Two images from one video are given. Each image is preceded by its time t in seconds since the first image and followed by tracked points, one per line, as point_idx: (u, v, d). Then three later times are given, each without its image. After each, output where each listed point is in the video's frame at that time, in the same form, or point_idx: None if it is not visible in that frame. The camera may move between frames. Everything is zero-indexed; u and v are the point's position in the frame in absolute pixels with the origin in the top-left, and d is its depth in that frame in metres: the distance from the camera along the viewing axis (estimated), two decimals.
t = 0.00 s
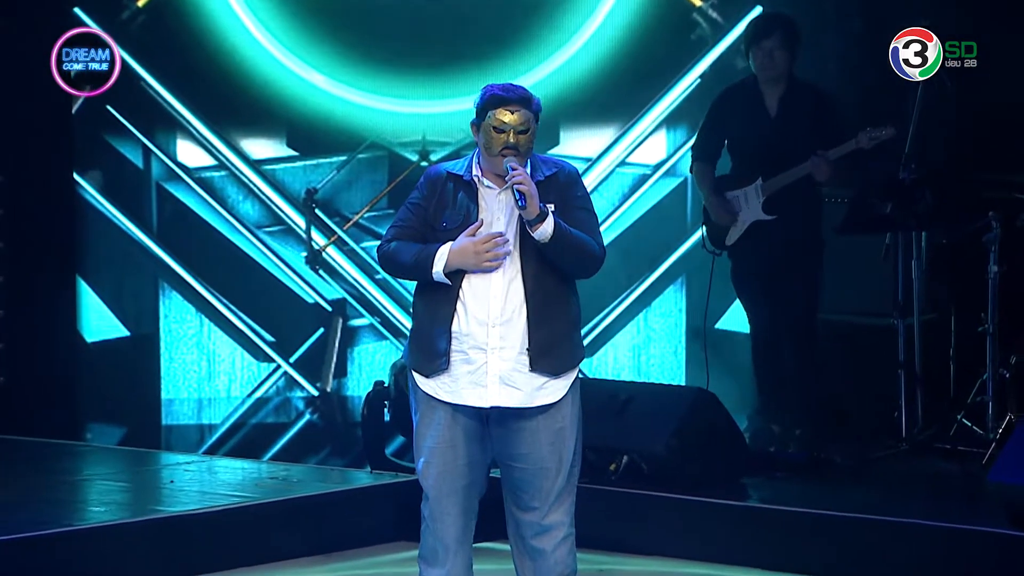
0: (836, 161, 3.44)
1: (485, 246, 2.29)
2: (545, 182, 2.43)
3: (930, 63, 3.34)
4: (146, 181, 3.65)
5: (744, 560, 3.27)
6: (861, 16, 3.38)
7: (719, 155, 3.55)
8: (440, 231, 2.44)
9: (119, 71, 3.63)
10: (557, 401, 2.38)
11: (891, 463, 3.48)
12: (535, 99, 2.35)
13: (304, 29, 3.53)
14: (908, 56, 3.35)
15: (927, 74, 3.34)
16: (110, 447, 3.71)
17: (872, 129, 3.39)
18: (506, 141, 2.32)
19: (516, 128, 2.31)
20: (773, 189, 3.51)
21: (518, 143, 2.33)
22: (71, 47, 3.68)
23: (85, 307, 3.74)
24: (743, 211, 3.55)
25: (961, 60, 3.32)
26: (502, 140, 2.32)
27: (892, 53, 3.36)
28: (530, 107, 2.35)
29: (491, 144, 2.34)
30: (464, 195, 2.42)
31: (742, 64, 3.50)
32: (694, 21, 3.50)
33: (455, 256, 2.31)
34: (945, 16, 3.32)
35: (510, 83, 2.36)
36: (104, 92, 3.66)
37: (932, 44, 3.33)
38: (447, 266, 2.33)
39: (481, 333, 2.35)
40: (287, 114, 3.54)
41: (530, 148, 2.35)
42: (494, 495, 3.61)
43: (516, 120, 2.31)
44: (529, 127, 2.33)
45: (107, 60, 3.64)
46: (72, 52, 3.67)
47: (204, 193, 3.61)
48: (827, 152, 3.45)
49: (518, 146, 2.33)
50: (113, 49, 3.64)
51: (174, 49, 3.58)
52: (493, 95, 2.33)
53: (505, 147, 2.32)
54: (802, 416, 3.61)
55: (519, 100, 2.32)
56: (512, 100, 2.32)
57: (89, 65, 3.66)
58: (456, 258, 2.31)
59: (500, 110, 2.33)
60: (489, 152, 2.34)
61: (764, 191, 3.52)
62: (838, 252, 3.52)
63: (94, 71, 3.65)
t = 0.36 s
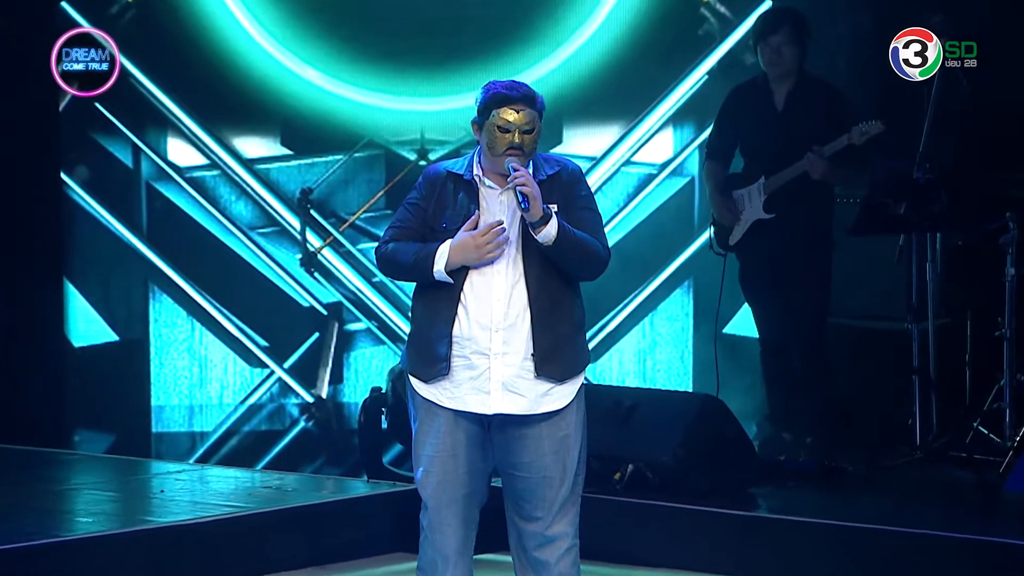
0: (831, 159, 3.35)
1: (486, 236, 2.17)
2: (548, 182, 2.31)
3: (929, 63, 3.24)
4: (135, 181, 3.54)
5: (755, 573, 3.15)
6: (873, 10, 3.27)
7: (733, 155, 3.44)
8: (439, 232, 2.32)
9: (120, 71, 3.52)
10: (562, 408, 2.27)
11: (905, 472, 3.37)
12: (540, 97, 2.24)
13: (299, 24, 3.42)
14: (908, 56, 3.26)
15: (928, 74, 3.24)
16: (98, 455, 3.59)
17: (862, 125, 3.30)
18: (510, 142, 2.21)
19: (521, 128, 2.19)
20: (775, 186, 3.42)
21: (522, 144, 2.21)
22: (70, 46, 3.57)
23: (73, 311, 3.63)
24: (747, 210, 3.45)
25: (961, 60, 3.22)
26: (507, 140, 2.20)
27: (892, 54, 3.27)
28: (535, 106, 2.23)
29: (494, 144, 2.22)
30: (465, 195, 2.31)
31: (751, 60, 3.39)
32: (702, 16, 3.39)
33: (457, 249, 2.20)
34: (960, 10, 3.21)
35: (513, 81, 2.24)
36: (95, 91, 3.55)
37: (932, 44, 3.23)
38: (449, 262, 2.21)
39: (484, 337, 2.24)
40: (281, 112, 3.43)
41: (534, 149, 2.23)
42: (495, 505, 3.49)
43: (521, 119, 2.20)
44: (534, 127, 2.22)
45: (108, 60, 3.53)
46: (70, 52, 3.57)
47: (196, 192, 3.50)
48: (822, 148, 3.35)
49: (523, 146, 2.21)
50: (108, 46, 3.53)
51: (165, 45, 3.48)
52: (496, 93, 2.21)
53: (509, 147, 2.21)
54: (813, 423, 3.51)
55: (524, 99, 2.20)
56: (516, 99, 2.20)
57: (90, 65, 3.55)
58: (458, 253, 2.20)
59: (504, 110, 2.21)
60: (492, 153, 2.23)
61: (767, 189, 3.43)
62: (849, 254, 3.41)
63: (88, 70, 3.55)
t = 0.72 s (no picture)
0: (839, 161, 3.23)
1: (493, 253, 2.07)
2: (556, 182, 2.20)
3: (930, 63, 3.15)
4: (124, 182, 3.43)
5: None
6: (885, 5, 3.16)
7: (745, 157, 3.33)
8: (444, 236, 2.21)
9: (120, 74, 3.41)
10: (568, 415, 2.16)
11: (920, 482, 3.25)
12: (551, 92, 2.15)
13: (293, 21, 3.32)
14: (908, 56, 3.16)
15: (928, 74, 3.15)
16: (85, 465, 3.48)
17: (872, 127, 3.19)
18: (521, 134, 2.11)
19: (534, 120, 2.10)
20: (783, 188, 3.30)
21: (534, 136, 2.12)
22: (71, 46, 3.47)
23: (60, 316, 3.53)
24: (755, 213, 3.34)
25: (961, 60, 3.12)
26: (519, 132, 2.10)
27: (892, 54, 3.17)
28: (546, 100, 2.15)
29: (505, 135, 2.11)
30: (470, 198, 2.19)
31: (758, 58, 3.28)
32: (709, 11, 3.29)
33: (462, 263, 2.09)
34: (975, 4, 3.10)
35: (525, 73, 2.16)
36: (86, 90, 3.45)
37: (932, 44, 3.13)
38: (453, 275, 2.10)
39: (488, 342, 2.13)
40: (275, 111, 3.33)
41: (545, 144, 2.14)
42: (495, 517, 3.38)
43: (533, 111, 2.11)
44: (546, 120, 2.12)
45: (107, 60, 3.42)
46: (72, 51, 3.46)
47: (187, 194, 3.39)
48: (829, 150, 3.24)
49: (534, 139, 2.12)
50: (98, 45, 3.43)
51: (156, 43, 3.38)
52: (509, 84, 2.12)
53: (521, 140, 2.11)
54: (824, 432, 3.40)
55: (537, 91, 2.12)
56: (529, 90, 2.12)
57: (90, 66, 3.44)
58: (463, 267, 2.09)
59: (516, 100, 2.11)
60: (502, 144, 2.12)
61: (775, 191, 3.31)
62: (861, 258, 3.30)
63: (83, 69, 3.45)
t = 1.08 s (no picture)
0: (854, 161, 3.13)
1: (500, 256, 1.97)
2: (563, 183, 2.11)
3: (928, 64, 3.06)
4: (113, 183, 3.33)
5: None
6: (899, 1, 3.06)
7: (752, 159, 3.24)
8: (446, 238, 2.10)
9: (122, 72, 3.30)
10: (574, 424, 2.06)
11: (935, 493, 3.13)
12: (558, 93, 2.07)
13: (288, 17, 3.22)
14: (908, 56, 3.07)
15: (927, 74, 3.06)
16: (73, 475, 3.38)
17: (890, 126, 3.05)
18: (526, 134, 2.01)
19: (539, 119, 2.01)
20: (795, 190, 3.18)
21: (538, 137, 2.02)
22: (71, 46, 3.36)
23: (47, 322, 3.43)
24: (765, 214, 3.23)
25: (961, 61, 3.03)
26: (523, 132, 2.01)
27: (892, 54, 3.08)
28: (553, 100, 2.06)
29: (508, 135, 2.02)
30: (474, 200, 2.09)
31: (770, 54, 3.18)
32: (718, 7, 3.19)
33: (467, 266, 1.98)
34: None
35: (530, 73, 2.08)
36: (79, 90, 3.35)
37: (931, 44, 3.04)
38: (457, 278, 2.00)
39: (492, 347, 2.03)
40: (269, 110, 3.23)
41: (551, 145, 2.04)
42: (497, 531, 3.27)
43: (538, 111, 2.02)
44: (552, 120, 2.03)
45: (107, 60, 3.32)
46: (75, 51, 3.35)
47: (177, 195, 3.29)
48: (845, 151, 3.13)
49: (539, 140, 2.02)
50: (92, 46, 3.33)
51: (146, 41, 3.28)
52: (513, 83, 2.03)
53: (525, 140, 2.01)
54: (835, 441, 3.29)
55: (542, 90, 2.03)
56: (535, 89, 2.03)
57: (90, 66, 3.34)
58: (467, 270, 1.99)
59: (521, 100, 2.02)
60: (506, 144, 2.02)
61: (785, 193, 3.19)
62: (873, 262, 3.20)
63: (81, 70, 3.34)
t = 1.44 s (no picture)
0: (869, 161, 3.03)
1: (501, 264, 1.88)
2: (564, 188, 2.00)
3: (929, 64, 2.98)
4: (102, 184, 3.24)
5: None
6: None
7: (758, 159, 3.14)
8: (445, 243, 2.01)
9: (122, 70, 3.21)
10: (575, 434, 1.96)
11: (948, 505, 3.05)
12: (560, 92, 1.97)
13: (282, 13, 3.13)
14: (907, 57, 2.99)
15: (928, 73, 2.98)
16: (60, 486, 3.28)
17: (906, 124, 2.99)
18: (527, 135, 1.91)
19: (540, 120, 1.91)
20: (805, 193, 3.10)
21: (540, 138, 1.92)
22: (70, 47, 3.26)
23: (33, 327, 3.33)
24: (774, 216, 3.14)
25: (961, 61, 2.96)
26: (523, 133, 1.91)
27: (891, 54, 3.00)
28: (554, 99, 1.95)
29: (509, 138, 1.91)
30: (473, 204, 1.99)
31: (779, 51, 3.09)
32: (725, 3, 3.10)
33: (466, 273, 1.89)
34: None
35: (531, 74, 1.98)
36: (71, 86, 3.26)
37: (931, 44, 2.96)
38: (456, 286, 1.91)
39: (490, 355, 1.93)
40: (263, 109, 3.14)
41: (553, 146, 1.94)
42: (498, 543, 3.16)
43: (538, 111, 1.92)
44: (554, 120, 1.93)
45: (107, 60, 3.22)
46: (73, 50, 3.25)
47: (167, 197, 3.19)
48: (858, 151, 3.04)
49: (541, 142, 1.92)
50: (85, 45, 3.24)
51: (137, 38, 3.19)
52: (512, 83, 1.94)
53: (526, 142, 1.91)
54: (846, 451, 3.19)
55: (542, 89, 1.93)
56: (534, 89, 1.94)
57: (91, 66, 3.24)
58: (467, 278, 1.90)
59: (520, 101, 1.93)
60: (506, 147, 1.92)
61: (795, 194, 3.10)
62: (884, 266, 3.09)
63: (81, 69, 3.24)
